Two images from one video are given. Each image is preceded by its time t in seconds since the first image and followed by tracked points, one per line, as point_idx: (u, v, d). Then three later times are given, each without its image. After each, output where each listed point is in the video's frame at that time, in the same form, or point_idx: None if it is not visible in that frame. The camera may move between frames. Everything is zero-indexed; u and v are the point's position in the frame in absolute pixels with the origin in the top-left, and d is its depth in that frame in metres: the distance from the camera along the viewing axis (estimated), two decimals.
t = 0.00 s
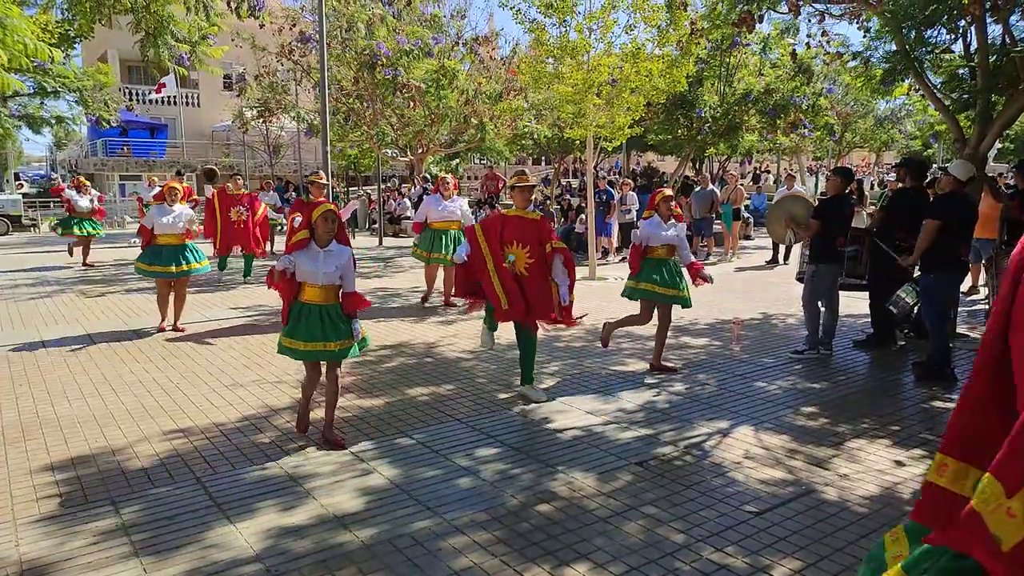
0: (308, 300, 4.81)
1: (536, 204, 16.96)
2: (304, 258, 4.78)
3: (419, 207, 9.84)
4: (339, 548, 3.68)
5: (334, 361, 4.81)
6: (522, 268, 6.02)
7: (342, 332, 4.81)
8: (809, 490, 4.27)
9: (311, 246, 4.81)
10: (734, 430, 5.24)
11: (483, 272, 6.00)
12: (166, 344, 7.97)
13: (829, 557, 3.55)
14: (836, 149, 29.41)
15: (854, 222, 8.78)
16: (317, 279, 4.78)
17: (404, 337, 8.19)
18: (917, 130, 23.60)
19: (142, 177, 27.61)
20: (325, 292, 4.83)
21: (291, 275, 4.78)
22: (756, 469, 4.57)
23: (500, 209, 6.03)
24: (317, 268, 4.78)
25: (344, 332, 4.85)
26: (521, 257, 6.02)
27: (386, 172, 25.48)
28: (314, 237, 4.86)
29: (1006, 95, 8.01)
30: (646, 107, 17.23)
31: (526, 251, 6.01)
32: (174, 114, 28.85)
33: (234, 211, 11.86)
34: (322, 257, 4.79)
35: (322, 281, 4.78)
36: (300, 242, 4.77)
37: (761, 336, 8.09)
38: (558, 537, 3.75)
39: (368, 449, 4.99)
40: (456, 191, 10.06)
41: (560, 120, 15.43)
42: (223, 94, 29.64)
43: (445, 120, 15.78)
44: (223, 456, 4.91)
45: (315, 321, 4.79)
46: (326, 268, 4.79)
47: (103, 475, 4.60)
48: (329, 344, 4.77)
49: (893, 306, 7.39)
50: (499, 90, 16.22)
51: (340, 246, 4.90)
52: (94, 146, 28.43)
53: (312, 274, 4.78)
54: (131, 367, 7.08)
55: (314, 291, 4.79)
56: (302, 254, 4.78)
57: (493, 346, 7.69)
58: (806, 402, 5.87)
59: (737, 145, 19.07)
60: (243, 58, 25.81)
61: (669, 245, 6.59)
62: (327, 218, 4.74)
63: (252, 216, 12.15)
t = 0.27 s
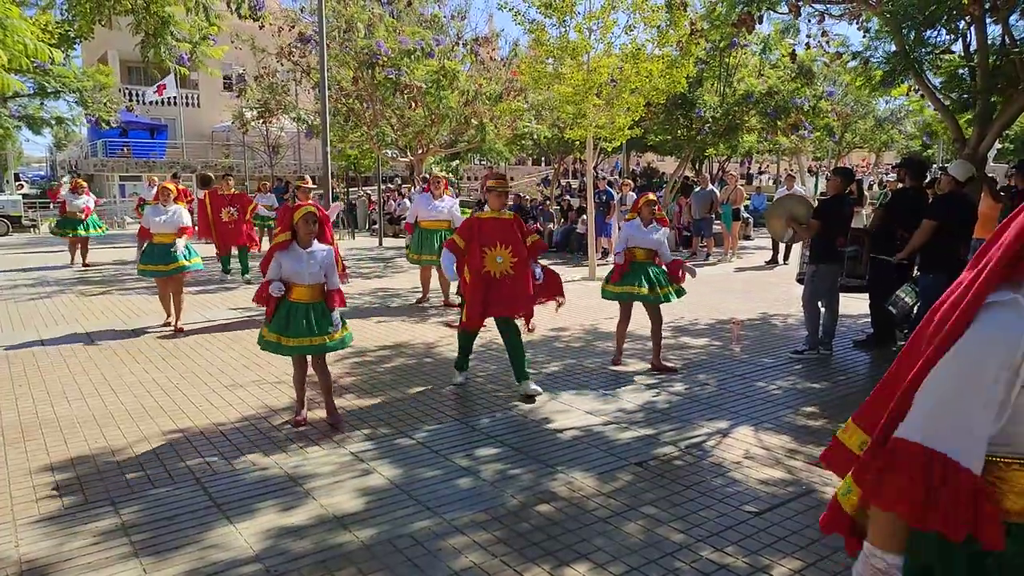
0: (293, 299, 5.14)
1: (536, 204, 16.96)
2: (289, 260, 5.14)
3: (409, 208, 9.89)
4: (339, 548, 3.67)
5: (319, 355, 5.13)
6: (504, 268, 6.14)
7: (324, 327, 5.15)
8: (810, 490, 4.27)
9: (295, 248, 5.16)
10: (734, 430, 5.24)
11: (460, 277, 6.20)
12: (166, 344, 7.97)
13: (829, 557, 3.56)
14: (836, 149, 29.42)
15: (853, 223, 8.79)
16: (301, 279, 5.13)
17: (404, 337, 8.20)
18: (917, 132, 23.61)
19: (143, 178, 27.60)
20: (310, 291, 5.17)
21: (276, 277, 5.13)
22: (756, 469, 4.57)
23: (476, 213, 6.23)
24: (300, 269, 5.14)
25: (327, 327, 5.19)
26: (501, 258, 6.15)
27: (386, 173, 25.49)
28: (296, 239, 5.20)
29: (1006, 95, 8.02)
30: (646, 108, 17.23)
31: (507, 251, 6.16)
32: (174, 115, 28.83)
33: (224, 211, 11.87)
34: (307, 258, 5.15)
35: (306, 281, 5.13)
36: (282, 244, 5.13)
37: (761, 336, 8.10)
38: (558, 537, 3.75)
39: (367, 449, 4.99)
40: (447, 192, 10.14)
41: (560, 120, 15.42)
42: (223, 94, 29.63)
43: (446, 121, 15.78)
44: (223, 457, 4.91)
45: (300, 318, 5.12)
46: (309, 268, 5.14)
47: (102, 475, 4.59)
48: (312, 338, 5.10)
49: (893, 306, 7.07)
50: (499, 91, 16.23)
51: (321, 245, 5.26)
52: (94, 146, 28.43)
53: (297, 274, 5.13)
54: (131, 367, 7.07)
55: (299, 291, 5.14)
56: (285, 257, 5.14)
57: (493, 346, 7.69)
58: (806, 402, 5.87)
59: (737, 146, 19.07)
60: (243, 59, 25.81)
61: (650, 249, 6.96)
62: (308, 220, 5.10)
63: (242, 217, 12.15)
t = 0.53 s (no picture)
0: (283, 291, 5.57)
1: (532, 206, 16.96)
2: (278, 254, 5.53)
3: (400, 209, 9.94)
4: (333, 549, 3.67)
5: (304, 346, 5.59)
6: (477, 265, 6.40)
7: (307, 321, 5.56)
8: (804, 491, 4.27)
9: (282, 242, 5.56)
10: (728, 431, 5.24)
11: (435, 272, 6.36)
12: (161, 345, 7.96)
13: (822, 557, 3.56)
14: (832, 151, 29.47)
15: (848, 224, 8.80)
16: (290, 273, 5.53)
17: (399, 338, 8.19)
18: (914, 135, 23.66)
19: (138, 180, 27.52)
20: (297, 284, 5.58)
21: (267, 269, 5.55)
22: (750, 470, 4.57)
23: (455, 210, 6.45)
24: (288, 262, 5.53)
25: (314, 320, 5.61)
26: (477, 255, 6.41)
27: (383, 174, 25.46)
28: (282, 233, 5.58)
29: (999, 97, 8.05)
30: (642, 109, 17.25)
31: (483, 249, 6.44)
32: (171, 117, 28.77)
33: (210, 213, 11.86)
34: (295, 253, 5.53)
35: (293, 275, 5.54)
36: (271, 238, 5.55)
37: (755, 337, 8.11)
38: (552, 538, 3.75)
39: (361, 450, 4.98)
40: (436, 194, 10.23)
41: (556, 122, 15.43)
42: (220, 96, 29.57)
43: (442, 122, 15.77)
44: (216, 458, 4.90)
45: (289, 310, 5.55)
46: (297, 262, 5.53)
47: (96, 477, 4.58)
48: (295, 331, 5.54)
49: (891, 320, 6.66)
50: (495, 92, 16.23)
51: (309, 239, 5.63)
52: (90, 148, 28.35)
53: (285, 268, 5.53)
54: (124, 369, 7.05)
55: (287, 283, 5.56)
56: (273, 250, 5.55)
57: (487, 348, 7.69)
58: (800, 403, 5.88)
59: (733, 148, 19.10)
60: (239, 60, 25.76)
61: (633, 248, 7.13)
62: (294, 216, 5.48)
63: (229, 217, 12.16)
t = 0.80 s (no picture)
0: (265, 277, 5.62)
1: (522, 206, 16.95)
2: (258, 242, 5.59)
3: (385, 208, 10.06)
4: (319, 548, 3.65)
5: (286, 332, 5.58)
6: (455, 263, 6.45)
7: (288, 307, 5.58)
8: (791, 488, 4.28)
9: (262, 230, 5.61)
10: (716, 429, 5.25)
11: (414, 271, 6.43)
12: (148, 345, 7.91)
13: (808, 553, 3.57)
14: (822, 151, 29.56)
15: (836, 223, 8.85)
16: (268, 259, 5.58)
17: (388, 337, 8.17)
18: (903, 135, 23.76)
19: (127, 180, 27.30)
20: (278, 270, 5.62)
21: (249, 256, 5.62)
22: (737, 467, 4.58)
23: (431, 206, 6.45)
24: (268, 249, 5.58)
25: (295, 305, 5.64)
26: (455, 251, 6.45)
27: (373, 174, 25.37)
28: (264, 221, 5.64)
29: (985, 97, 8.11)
30: (632, 109, 17.26)
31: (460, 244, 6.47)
32: (160, 116, 28.58)
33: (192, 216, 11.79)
34: (274, 239, 5.58)
35: (273, 262, 5.58)
36: (251, 226, 5.60)
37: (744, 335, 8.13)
38: (539, 536, 3.75)
39: (349, 449, 4.96)
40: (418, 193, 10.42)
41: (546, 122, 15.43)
42: (209, 96, 29.39)
43: (432, 122, 15.73)
44: (203, 457, 4.88)
45: (271, 296, 5.59)
46: (277, 249, 5.57)
47: (81, 477, 4.55)
48: (277, 317, 5.56)
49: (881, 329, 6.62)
50: (485, 92, 16.20)
51: (288, 226, 5.69)
52: (78, 148, 28.12)
53: (265, 255, 5.58)
54: (111, 369, 7.01)
55: (267, 270, 5.60)
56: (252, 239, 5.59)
57: (476, 347, 7.68)
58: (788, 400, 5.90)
59: (723, 148, 19.14)
60: (228, 60, 25.61)
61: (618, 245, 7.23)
62: (271, 204, 5.52)
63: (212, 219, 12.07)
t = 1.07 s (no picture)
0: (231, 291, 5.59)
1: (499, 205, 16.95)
2: (224, 256, 5.54)
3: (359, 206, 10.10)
4: (288, 546, 3.62)
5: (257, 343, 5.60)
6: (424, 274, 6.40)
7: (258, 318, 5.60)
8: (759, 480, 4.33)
9: (228, 247, 5.57)
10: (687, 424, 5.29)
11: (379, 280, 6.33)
12: (116, 345, 7.78)
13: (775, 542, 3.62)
14: (796, 151, 29.91)
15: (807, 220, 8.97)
16: (236, 275, 5.55)
17: (362, 336, 8.13)
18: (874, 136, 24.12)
19: (97, 178, 26.82)
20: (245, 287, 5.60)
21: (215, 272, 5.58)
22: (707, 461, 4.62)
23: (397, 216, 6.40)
24: (236, 262, 5.55)
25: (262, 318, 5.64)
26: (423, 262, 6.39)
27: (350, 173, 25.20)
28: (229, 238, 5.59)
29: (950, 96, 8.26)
30: (608, 108, 17.32)
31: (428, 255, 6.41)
32: (131, 114, 28.13)
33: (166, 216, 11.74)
34: (242, 255, 5.56)
35: (241, 277, 5.56)
36: (217, 245, 5.55)
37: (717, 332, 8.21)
38: (510, 530, 3.75)
39: (320, 447, 4.93)
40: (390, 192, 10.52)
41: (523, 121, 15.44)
42: (182, 94, 28.99)
43: (408, 120, 15.65)
44: (171, 458, 4.81)
45: (238, 308, 5.59)
46: (245, 264, 5.55)
47: (44, 478, 4.47)
48: (246, 329, 5.56)
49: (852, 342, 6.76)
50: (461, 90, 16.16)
51: (255, 244, 5.66)
52: (46, 146, 27.58)
53: (232, 271, 5.54)
54: (77, 369, 6.89)
55: (236, 285, 5.57)
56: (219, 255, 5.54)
57: (451, 345, 7.66)
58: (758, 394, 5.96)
59: (698, 148, 19.29)
60: (201, 57, 25.28)
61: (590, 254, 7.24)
62: (238, 222, 5.49)
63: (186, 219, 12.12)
